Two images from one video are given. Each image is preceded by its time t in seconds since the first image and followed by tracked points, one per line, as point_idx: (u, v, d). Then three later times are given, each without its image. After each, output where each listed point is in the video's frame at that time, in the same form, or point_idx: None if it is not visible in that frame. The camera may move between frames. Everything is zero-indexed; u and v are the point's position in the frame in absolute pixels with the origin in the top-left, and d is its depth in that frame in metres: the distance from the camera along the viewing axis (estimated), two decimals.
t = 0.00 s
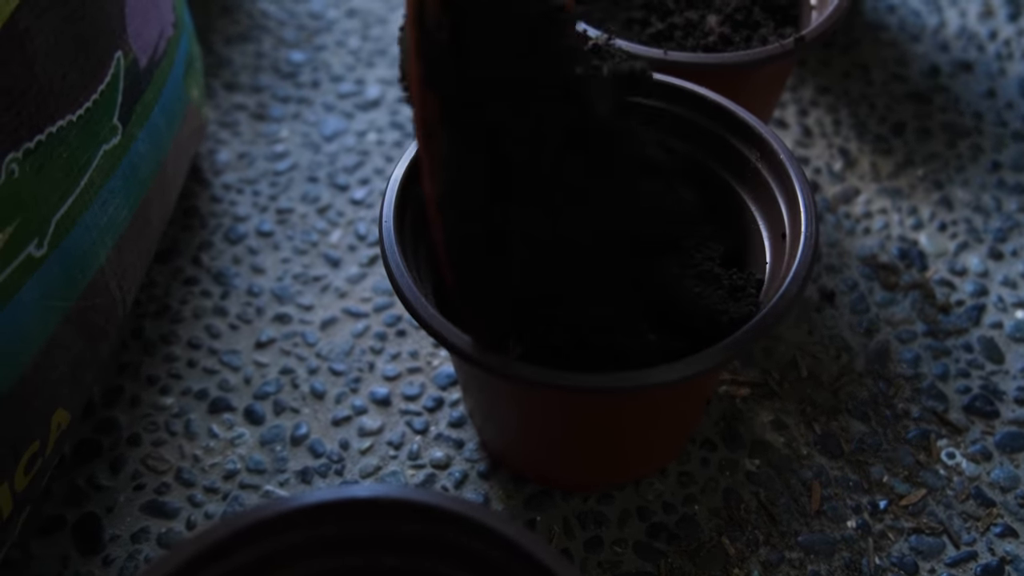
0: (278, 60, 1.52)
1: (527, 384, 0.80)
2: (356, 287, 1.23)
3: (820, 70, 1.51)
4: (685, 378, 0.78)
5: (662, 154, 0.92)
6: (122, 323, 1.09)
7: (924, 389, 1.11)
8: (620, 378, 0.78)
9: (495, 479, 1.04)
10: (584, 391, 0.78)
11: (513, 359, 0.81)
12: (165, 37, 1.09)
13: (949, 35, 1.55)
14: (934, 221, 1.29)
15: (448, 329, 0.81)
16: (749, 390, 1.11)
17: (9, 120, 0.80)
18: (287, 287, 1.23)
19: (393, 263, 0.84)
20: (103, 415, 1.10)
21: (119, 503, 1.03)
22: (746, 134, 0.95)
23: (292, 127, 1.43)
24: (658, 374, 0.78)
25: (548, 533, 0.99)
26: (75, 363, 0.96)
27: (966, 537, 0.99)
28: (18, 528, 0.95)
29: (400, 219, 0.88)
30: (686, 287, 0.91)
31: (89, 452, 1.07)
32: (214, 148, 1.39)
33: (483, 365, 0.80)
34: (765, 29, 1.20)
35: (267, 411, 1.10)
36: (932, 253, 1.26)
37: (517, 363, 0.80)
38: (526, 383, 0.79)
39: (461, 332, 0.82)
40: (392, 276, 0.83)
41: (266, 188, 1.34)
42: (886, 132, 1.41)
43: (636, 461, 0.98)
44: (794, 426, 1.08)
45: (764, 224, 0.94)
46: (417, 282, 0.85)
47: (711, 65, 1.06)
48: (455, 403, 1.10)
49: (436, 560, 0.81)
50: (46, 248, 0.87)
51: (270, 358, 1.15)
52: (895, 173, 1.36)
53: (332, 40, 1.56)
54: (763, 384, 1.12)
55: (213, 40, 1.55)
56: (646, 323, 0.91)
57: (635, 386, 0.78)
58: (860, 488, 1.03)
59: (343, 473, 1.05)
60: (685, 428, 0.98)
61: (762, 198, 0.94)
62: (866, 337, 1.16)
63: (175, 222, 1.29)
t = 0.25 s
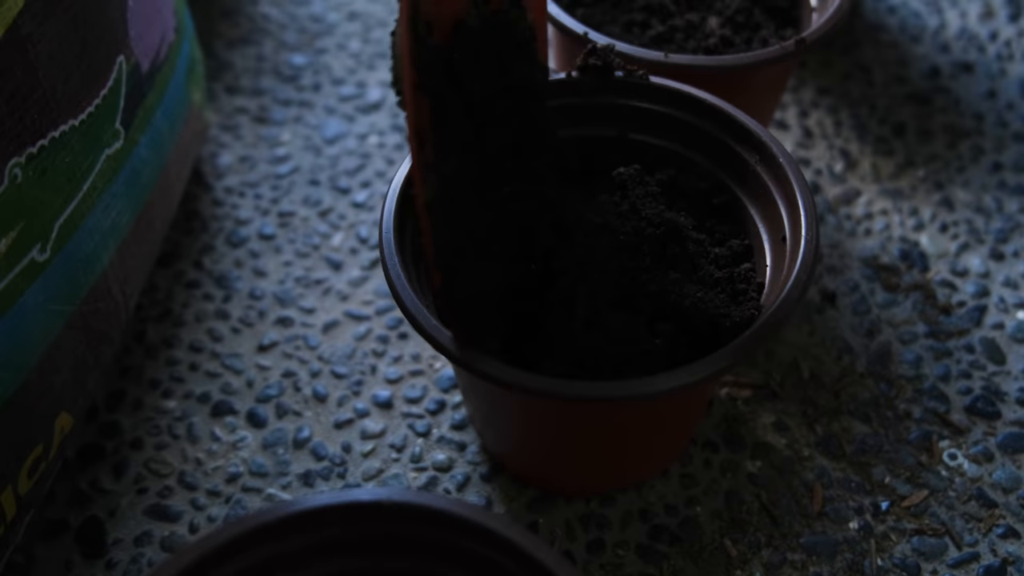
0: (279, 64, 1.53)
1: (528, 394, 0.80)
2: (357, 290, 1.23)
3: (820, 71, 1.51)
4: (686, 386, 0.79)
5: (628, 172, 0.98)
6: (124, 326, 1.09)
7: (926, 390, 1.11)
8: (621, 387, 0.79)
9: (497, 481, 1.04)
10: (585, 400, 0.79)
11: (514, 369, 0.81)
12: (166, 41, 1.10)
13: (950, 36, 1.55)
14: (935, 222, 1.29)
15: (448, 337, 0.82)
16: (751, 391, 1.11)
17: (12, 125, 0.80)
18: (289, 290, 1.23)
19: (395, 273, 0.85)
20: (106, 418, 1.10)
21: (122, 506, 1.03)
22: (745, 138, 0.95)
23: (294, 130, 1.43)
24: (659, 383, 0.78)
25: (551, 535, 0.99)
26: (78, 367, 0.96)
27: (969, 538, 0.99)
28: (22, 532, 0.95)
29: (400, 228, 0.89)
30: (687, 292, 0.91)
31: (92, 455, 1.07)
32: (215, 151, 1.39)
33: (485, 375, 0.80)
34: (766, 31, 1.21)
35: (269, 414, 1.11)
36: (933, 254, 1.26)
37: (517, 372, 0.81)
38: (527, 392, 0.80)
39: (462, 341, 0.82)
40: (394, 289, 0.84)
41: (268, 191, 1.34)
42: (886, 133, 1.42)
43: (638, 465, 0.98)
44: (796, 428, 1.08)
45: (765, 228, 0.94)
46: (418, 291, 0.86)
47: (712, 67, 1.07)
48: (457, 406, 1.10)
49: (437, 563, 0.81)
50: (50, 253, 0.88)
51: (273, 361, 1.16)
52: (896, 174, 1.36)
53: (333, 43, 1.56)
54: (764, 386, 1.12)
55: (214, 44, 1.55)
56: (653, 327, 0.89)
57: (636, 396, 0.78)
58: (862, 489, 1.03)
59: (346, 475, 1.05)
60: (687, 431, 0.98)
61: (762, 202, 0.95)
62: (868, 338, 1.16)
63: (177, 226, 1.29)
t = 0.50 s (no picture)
0: (276, 68, 1.53)
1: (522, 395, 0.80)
2: (354, 294, 1.23)
3: (817, 74, 1.51)
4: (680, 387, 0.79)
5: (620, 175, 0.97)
6: (121, 332, 1.09)
7: (923, 393, 1.11)
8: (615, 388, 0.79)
9: (494, 485, 1.04)
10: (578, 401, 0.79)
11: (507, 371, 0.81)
12: (162, 47, 1.10)
13: (947, 38, 1.55)
14: (933, 224, 1.29)
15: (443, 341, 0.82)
16: (748, 395, 1.11)
17: (7, 132, 0.81)
18: (286, 295, 1.23)
19: (387, 275, 0.85)
20: (103, 423, 1.10)
21: (119, 511, 1.03)
22: (737, 140, 0.95)
23: (291, 134, 1.43)
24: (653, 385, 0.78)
25: (547, 539, 0.99)
26: (74, 373, 0.96)
27: (966, 541, 0.99)
28: (19, 538, 0.95)
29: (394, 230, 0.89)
30: (681, 295, 0.90)
31: (89, 460, 1.07)
32: (213, 156, 1.39)
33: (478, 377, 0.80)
34: (762, 34, 1.21)
35: (266, 419, 1.11)
36: (931, 256, 1.26)
37: (511, 373, 0.81)
38: (521, 394, 0.80)
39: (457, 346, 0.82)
40: (387, 291, 0.84)
41: (265, 196, 1.35)
42: (883, 135, 1.42)
43: (634, 468, 0.98)
44: (792, 431, 1.08)
45: (759, 230, 0.94)
46: (411, 293, 0.86)
47: (706, 70, 1.07)
48: (454, 410, 1.10)
49: (433, 568, 0.81)
50: (45, 258, 0.88)
51: (270, 365, 1.16)
52: (894, 177, 1.36)
53: (331, 47, 1.56)
54: (761, 389, 1.12)
55: (212, 48, 1.55)
56: (646, 329, 0.89)
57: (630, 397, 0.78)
58: (860, 492, 1.03)
59: (343, 480, 1.05)
60: (683, 434, 0.98)
61: (755, 204, 0.95)
62: (865, 341, 1.16)
63: (174, 230, 1.30)
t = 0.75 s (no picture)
0: (278, 70, 1.53)
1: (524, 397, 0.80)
2: (356, 296, 1.23)
3: (819, 75, 1.51)
4: (682, 388, 0.79)
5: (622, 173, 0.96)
6: (122, 333, 1.09)
7: (925, 395, 1.11)
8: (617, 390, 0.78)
9: (496, 487, 1.04)
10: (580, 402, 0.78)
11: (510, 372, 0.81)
12: (164, 49, 1.10)
13: (948, 40, 1.55)
14: (935, 226, 1.29)
15: (444, 343, 0.81)
16: (750, 397, 1.11)
17: (8, 133, 0.81)
18: (287, 297, 1.23)
19: (388, 277, 0.85)
20: (105, 425, 1.10)
21: (120, 513, 1.03)
22: (739, 141, 0.95)
23: (293, 136, 1.43)
24: (655, 386, 0.78)
25: (549, 541, 0.99)
26: (76, 375, 0.96)
27: (968, 543, 0.99)
28: (21, 540, 0.95)
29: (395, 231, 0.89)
30: (683, 294, 0.89)
31: (90, 462, 1.07)
32: (215, 157, 1.39)
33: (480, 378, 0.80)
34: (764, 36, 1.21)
35: (268, 421, 1.11)
36: (933, 258, 1.25)
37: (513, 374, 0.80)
38: (523, 396, 0.80)
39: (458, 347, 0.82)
40: (389, 292, 0.84)
41: (267, 198, 1.35)
42: (885, 136, 1.41)
43: (635, 470, 0.97)
44: (794, 432, 1.08)
45: (760, 232, 0.94)
46: (412, 294, 0.86)
47: (707, 71, 1.07)
48: (456, 412, 1.10)
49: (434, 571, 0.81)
50: (47, 261, 0.88)
51: (271, 367, 1.16)
52: (895, 178, 1.36)
53: (332, 49, 1.56)
54: (763, 391, 1.11)
55: (213, 50, 1.55)
56: (648, 330, 0.89)
57: (632, 399, 0.78)
58: (862, 494, 1.03)
59: (345, 482, 1.05)
60: (684, 436, 0.97)
61: (757, 205, 0.94)
62: (867, 343, 1.16)
63: (176, 232, 1.30)
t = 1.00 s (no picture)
0: (280, 72, 1.53)
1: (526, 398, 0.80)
2: (358, 297, 1.23)
3: (820, 76, 1.51)
4: (684, 389, 0.79)
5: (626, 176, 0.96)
6: (125, 335, 1.10)
7: (927, 395, 1.11)
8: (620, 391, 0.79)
9: (498, 488, 1.04)
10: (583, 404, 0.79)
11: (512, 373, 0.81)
12: (166, 52, 1.10)
13: (950, 40, 1.55)
14: (936, 226, 1.29)
15: (446, 344, 0.81)
16: (751, 397, 1.11)
17: (12, 136, 0.81)
18: (290, 298, 1.23)
19: (390, 280, 0.85)
20: (108, 426, 1.10)
21: (123, 515, 1.03)
22: (740, 142, 0.96)
23: (295, 138, 1.43)
24: (657, 388, 0.78)
25: (551, 542, 0.99)
26: (79, 376, 0.97)
27: (970, 544, 0.99)
28: (24, 541, 0.95)
29: (396, 234, 0.89)
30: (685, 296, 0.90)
31: (93, 464, 1.07)
32: (217, 160, 1.40)
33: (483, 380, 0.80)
34: (765, 37, 1.21)
35: (270, 422, 1.11)
36: (934, 258, 1.25)
37: (515, 376, 0.81)
38: (524, 397, 0.80)
39: (460, 349, 0.82)
40: (391, 296, 0.84)
41: (269, 200, 1.35)
42: (887, 137, 1.41)
43: (637, 471, 0.98)
44: (795, 433, 1.08)
45: (761, 232, 0.94)
46: (414, 297, 0.86)
47: (708, 73, 1.07)
48: (458, 413, 1.11)
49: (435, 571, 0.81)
50: (50, 263, 0.88)
51: (274, 369, 1.16)
52: (897, 179, 1.36)
53: (334, 51, 1.57)
54: (765, 392, 1.12)
55: (216, 52, 1.56)
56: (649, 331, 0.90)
57: (634, 400, 0.78)
58: (864, 495, 1.03)
59: (347, 483, 1.05)
60: (686, 437, 0.98)
61: (758, 207, 0.95)
62: (869, 344, 1.16)
63: (179, 234, 1.30)
